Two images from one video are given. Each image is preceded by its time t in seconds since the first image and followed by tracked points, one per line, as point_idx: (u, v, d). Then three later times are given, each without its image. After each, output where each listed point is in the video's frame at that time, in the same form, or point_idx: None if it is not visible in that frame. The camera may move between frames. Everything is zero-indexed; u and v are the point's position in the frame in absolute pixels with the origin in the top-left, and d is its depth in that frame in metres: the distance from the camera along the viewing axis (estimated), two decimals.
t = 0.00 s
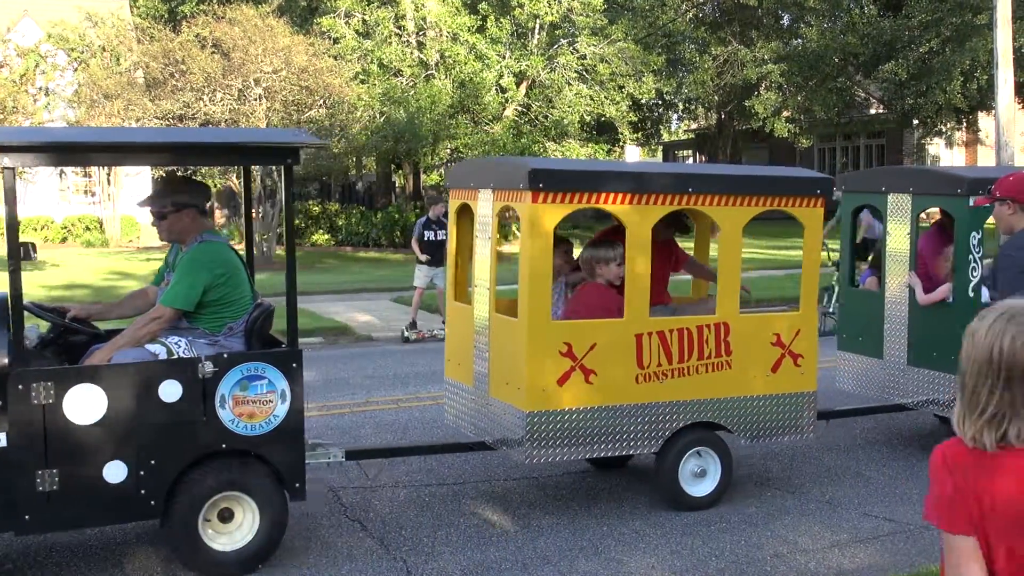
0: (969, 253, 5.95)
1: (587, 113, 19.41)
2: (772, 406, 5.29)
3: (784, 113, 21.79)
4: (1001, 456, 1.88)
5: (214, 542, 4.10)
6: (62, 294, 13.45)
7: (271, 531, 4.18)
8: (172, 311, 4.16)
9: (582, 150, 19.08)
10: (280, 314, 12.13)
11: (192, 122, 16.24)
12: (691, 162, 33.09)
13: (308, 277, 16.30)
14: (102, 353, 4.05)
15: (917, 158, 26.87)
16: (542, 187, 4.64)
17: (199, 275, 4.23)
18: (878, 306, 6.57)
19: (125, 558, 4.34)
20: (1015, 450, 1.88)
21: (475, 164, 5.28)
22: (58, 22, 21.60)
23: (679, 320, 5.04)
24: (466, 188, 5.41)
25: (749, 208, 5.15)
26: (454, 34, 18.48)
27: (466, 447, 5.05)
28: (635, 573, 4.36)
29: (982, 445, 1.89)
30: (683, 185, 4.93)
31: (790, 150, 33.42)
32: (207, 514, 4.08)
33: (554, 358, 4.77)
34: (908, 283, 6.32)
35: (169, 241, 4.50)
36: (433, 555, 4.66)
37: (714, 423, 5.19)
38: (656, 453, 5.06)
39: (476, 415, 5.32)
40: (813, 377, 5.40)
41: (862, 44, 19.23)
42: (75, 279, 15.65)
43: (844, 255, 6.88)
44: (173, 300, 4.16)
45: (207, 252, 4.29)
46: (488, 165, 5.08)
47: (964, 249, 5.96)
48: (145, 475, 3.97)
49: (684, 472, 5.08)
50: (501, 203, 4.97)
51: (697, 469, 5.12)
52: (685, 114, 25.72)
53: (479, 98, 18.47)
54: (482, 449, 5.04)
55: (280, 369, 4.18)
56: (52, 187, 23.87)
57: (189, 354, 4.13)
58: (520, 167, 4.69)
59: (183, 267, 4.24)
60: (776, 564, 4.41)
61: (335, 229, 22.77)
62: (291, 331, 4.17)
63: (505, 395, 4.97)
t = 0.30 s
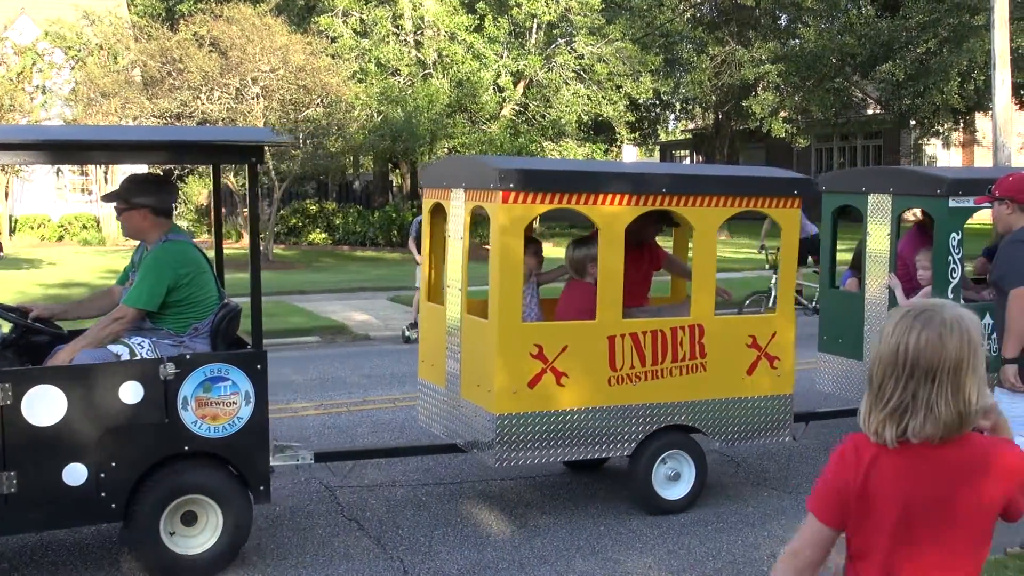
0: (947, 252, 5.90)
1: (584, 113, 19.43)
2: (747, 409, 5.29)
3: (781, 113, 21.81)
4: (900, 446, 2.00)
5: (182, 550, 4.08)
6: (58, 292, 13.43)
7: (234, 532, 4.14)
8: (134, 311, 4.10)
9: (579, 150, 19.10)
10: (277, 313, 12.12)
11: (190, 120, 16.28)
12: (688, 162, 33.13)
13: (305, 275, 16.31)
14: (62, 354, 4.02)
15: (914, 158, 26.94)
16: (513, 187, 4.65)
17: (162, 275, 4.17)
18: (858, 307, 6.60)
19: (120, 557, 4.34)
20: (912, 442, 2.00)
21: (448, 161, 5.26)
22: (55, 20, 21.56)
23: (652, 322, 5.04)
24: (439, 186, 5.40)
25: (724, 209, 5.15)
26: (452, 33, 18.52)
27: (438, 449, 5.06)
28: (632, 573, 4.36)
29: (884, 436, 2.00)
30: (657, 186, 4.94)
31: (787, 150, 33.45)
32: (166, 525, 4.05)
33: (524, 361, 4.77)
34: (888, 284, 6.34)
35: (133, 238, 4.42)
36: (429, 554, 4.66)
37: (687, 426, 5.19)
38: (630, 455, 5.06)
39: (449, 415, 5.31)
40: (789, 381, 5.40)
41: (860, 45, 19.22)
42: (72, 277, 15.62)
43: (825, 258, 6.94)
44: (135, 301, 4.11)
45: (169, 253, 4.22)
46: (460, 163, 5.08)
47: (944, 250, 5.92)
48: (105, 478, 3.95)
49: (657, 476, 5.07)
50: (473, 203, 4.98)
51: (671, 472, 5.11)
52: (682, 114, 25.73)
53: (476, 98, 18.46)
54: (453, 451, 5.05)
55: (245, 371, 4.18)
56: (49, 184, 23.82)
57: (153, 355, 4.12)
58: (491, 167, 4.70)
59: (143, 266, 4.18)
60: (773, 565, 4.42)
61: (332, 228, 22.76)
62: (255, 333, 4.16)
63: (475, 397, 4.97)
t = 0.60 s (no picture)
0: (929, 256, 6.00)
1: (580, 112, 19.44)
2: (726, 411, 5.30)
3: (778, 113, 21.82)
4: (847, 438, 2.13)
5: (157, 554, 4.08)
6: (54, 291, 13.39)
7: (202, 529, 4.12)
8: (101, 310, 4.08)
9: (575, 149, 19.11)
10: (274, 311, 12.12)
11: (186, 119, 16.31)
12: (684, 162, 33.17)
13: (301, 274, 16.29)
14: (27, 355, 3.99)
15: (910, 159, 26.97)
16: (486, 187, 4.68)
17: (129, 274, 4.14)
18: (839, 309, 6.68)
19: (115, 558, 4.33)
20: (860, 435, 2.12)
21: (427, 158, 5.29)
22: (51, 18, 21.50)
23: (627, 324, 5.07)
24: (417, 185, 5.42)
25: (702, 210, 5.17)
26: (449, 33, 18.50)
27: (412, 451, 5.07)
28: (629, 573, 4.37)
29: (835, 429, 2.12)
30: (633, 186, 4.98)
31: (783, 150, 33.51)
32: (132, 534, 4.04)
33: (497, 362, 4.81)
34: (868, 285, 6.45)
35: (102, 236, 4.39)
36: (426, 554, 4.66)
37: (664, 428, 5.19)
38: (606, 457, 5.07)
39: (425, 416, 5.32)
40: (768, 384, 5.40)
41: (856, 45, 19.22)
42: (68, 275, 15.58)
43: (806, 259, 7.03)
44: (103, 300, 4.08)
45: (136, 251, 4.19)
46: (437, 163, 5.12)
47: (924, 252, 6.03)
48: (70, 480, 3.94)
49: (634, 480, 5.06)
50: (448, 203, 5.01)
51: (648, 474, 5.11)
52: (679, 114, 25.74)
53: (473, 97, 18.43)
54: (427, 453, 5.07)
55: (212, 372, 4.14)
56: (45, 183, 23.76)
57: (120, 356, 4.09)
58: (464, 166, 4.74)
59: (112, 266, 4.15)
60: (769, 564, 4.43)
61: (328, 227, 22.73)
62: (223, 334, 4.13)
63: (450, 399, 5.00)
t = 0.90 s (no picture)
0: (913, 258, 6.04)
1: (579, 112, 19.47)
2: (706, 412, 5.32)
3: (776, 113, 21.85)
4: (821, 436, 2.16)
5: (139, 554, 4.08)
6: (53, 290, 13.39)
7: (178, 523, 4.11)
8: (76, 310, 4.07)
9: (573, 149, 19.11)
10: (272, 311, 12.12)
11: (185, 118, 16.33)
12: (682, 162, 33.19)
13: (299, 274, 16.29)
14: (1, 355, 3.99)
15: (908, 159, 27.01)
16: (465, 187, 4.67)
17: (104, 274, 4.14)
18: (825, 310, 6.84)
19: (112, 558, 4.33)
20: (834, 432, 2.15)
21: (409, 158, 5.28)
22: (50, 17, 21.48)
23: (609, 325, 5.07)
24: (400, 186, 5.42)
25: (684, 210, 5.19)
26: (447, 33, 18.53)
27: (393, 453, 5.09)
28: (627, 573, 4.37)
29: (815, 423, 2.14)
30: (614, 186, 4.99)
31: (781, 150, 33.55)
32: (109, 540, 4.04)
33: (477, 363, 4.80)
34: (854, 286, 6.55)
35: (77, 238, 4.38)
36: (421, 554, 4.67)
37: (646, 431, 5.20)
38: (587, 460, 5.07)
39: (407, 417, 5.33)
40: (750, 385, 5.43)
41: (855, 45, 19.26)
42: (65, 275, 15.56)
43: (793, 261, 7.19)
44: (77, 300, 4.07)
45: (110, 252, 4.18)
46: (417, 163, 5.12)
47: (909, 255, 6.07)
48: (42, 481, 3.95)
49: (614, 481, 5.08)
50: (428, 202, 5.01)
51: (629, 476, 5.12)
52: (677, 115, 25.77)
53: (471, 97, 18.44)
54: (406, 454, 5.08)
55: (186, 373, 4.16)
56: (42, 182, 23.73)
57: (94, 356, 4.07)
58: (443, 166, 4.73)
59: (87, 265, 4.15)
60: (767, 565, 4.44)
61: (326, 227, 22.75)
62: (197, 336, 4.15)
63: (429, 399, 5.00)
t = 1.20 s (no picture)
0: (899, 258, 6.25)
1: (575, 112, 19.49)
2: (691, 413, 5.36)
3: (772, 114, 21.89)
4: (775, 428, 2.19)
5: (125, 553, 4.09)
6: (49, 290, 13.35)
7: (156, 522, 4.11)
8: (52, 311, 4.08)
9: (570, 149, 19.10)
10: (269, 311, 12.11)
11: (181, 118, 16.32)
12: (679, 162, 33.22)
13: (294, 274, 16.27)
14: None
15: (905, 160, 27.06)
16: (446, 187, 4.71)
17: (80, 274, 4.13)
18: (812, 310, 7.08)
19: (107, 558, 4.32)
20: (788, 425, 2.19)
21: (394, 158, 5.30)
22: (46, 17, 21.45)
23: (592, 327, 5.10)
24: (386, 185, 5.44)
25: (668, 211, 5.25)
26: (443, 33, 18.56)
27: (376, 454, 5.14)
28: (623, 573, 4.37)
29: (768, 417, 2.17)
30: (598, 187, 5.03)
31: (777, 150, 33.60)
32: (92, 548, 4.05)
33: (459, 365, 4.82)
34: (841, 287, 6.79)
35: (56, 240, 4.36)
36: (414, 554, 4.67)
37: (628, 432, 5.23)
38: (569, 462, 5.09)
39: (393, 417, 5.35)
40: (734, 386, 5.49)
41: (851, 46, 19.29)
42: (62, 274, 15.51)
43: (782, 261, 7.41)
44: (52, 301, 4.07)
45: (86, 251, 4.17)
46: (401, 164, 5.16)
47: (894, 255, 6.28)
48: (18, 484, 3.96)
49: (598, 484, 5.12)
50: (411, 203, 5.05)
51: (612, 478, 5.15)
52: (674, 115, 25.78)
53: (468, 97, 18.46)
54: (388, 455, 5.13)
55: (164, 374, 4.16)
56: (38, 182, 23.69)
57: (70, 357, 4.04)
58: (425, 167, 4.75)
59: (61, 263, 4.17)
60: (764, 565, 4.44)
61: (323, 226, 22.73)
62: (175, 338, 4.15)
63: (412, 402, 5.02)
